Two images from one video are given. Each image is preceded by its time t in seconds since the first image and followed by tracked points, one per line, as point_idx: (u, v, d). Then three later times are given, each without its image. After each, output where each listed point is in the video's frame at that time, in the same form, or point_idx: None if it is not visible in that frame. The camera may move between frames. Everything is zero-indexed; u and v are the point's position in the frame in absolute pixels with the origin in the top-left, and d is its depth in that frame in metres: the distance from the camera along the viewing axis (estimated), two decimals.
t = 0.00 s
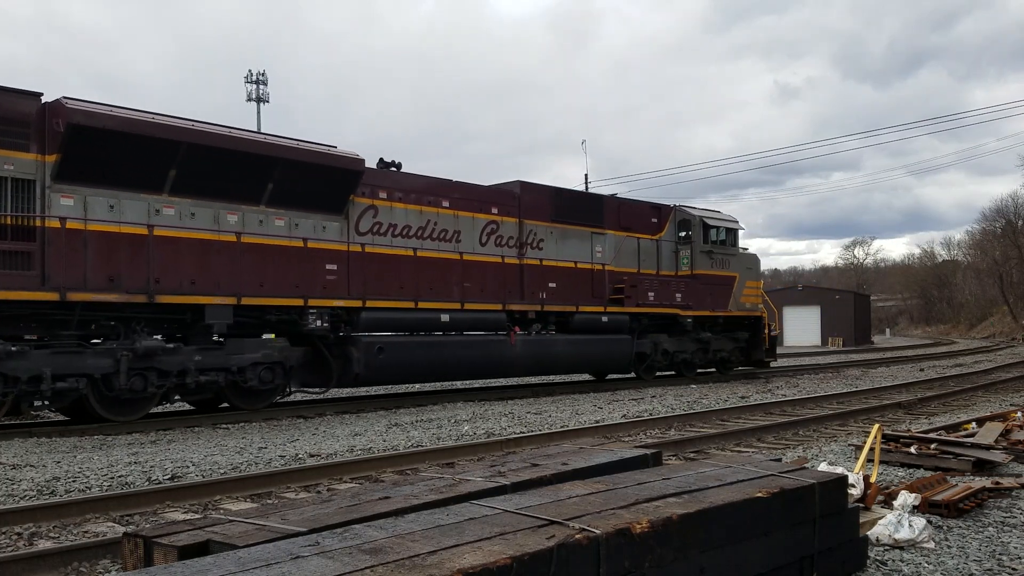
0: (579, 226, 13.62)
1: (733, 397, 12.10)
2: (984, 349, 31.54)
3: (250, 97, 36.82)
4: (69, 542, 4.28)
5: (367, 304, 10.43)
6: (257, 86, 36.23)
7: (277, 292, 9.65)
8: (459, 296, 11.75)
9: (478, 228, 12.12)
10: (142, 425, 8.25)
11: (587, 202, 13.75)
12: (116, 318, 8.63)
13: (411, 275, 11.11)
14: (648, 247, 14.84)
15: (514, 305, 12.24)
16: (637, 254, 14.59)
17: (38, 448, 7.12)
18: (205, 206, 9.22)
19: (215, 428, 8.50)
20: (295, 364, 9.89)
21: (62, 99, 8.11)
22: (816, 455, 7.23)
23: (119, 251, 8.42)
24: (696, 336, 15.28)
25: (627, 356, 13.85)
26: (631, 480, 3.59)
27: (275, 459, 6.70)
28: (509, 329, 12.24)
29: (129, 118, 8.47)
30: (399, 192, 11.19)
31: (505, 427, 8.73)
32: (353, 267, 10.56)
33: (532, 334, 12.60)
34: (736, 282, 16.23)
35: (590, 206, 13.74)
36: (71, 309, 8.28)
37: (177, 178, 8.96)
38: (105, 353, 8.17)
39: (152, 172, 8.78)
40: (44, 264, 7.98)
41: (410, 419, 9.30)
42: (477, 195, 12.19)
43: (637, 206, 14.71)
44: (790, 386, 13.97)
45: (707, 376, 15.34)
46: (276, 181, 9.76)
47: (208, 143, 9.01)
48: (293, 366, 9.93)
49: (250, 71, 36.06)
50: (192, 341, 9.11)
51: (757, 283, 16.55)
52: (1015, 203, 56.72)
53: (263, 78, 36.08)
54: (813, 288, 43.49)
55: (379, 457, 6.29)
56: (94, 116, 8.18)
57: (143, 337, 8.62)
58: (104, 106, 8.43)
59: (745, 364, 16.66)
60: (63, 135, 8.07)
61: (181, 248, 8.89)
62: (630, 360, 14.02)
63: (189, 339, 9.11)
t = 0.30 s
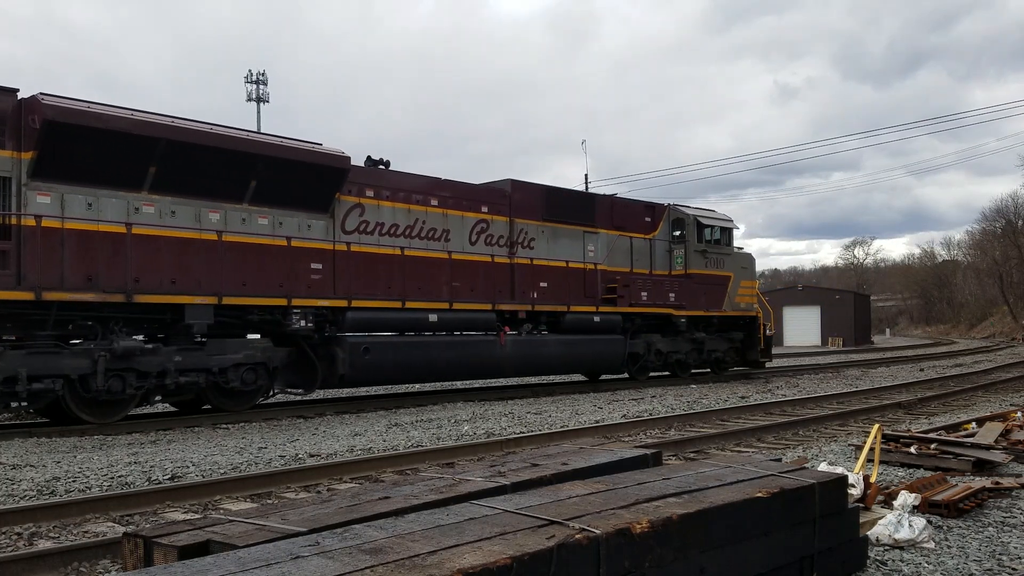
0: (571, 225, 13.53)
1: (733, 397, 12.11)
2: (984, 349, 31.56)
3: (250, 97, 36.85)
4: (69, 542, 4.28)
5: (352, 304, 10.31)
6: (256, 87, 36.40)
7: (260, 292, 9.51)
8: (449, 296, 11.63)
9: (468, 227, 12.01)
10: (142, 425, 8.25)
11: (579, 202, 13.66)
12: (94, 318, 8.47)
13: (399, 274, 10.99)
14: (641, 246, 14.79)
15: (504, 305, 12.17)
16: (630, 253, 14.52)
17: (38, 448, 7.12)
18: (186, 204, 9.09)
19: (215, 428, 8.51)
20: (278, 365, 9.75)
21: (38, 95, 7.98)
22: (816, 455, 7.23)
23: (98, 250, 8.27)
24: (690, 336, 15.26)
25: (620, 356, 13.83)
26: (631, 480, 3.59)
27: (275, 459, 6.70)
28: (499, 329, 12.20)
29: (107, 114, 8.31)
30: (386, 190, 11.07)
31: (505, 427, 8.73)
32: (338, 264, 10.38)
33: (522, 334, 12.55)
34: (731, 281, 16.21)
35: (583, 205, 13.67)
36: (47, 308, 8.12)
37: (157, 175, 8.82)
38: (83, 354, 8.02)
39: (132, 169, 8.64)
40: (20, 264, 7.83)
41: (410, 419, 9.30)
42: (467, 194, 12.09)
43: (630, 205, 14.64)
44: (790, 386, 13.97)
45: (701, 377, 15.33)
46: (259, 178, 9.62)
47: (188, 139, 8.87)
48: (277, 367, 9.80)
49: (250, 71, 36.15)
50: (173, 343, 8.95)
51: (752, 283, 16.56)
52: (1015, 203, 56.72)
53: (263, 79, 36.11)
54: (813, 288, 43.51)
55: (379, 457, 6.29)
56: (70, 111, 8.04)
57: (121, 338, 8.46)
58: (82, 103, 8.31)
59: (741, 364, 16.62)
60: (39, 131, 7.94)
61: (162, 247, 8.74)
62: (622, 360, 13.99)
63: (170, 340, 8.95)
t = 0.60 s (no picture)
0: (564, 224, 13.50)
1: (733, 397, 12.11)
2: (984, 349, 31.58)
3: (250, 97, 36.89)
4: (69, 542, 4.28)
5: (339, 304, 10.25)
6: (256, 86, 36.52)
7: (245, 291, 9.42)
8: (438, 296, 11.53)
9: (459, 226, 11.93)
10: (142, 425, 8.25)
11: (571, 200, 13.60)
12: (74, 318, 8.37)
13: (388, 273, 10.91)
14: (635, 246, 14.77)
15: (495, 305, 12.11)
16: (623, 253, 14.48)
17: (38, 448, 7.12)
18: (169, 202, 8.98)
19: (215, 428, 8.50)
20: (263, 365, 9.67)
21: (17, 91, 7.87)
22: (816, 455, 7.23)
23: (79, 248, 8.14)
24: (685, 336, 15.24)
25: (613, 356, 13.78)
26: (631, 480, 3.59)
27: (275, 459, 6.70)
28: (490, 329, 12.14)
29: (86, 111, 8.20)
30: (375, 188, 10.99)
31: (504, 427, 8.73)
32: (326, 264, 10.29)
33: (514, 334, 12.49)
34: (726, 281, 16.21)
35: (575, 205, 13.64)
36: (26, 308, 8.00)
37: (139, 173, 8.71)
38: (63, 354, 7.94)
39: (113, 166, 8.54)
40: None
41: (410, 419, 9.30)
42: (458, 193, 12.01)
43: (624, 205, 14.61)
44: (790, 386, 13.97)
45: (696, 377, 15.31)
46: (244, 176, 9.52)
47: (171, 136, 8.76)
48: (262, 368, 9.73)
49: (249, 71, 36.16)
50: (155, 343, 8.87)
51: (748, 282, 16.58)
52: (1015, 202, 56.71)
53: (263, 78, 36.13)
54: (813, 288, 43.54)
55: (379, 457, 6.29)
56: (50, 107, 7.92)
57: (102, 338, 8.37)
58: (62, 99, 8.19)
59: (736, 364, 16.64)
60: (18, 128, 7.83)
61: (144, 246, 8.63)
62: (616, 361, 13.94)
63: (152, 341, 8.86)
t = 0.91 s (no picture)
0: (557, 223, 13.47)
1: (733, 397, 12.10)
2: (984, 350, 31.59)
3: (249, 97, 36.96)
4: (69, 542, 4.28)
5: (328, 304, 10.13)
6: (256, 86, 36.68)
7: (231, 291, 9.31)
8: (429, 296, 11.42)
9: (450, 225, 11.87)
10: (141, 425, 8.24)
11: (563, 200, 13.56)
12: (56, 318, 8.26)
13: (378, 273, 10.82)
14: (629, 245, 14.73)
15: (487, 305, 12.07)
16: (617, 253, 14.45)
17: (38, 448, 7.12)
18: (154, 200, 8.88)
19: (215, 428, 8.50)
20: (250, 366, 9.58)
21: None
22: (816, 455, 7.23)
23: (61, 248, 8.04)
24: (680, 337, 15.21)
25: (607, 356, 13.75)
26: (631, 480, 3.59)
27: (275, 459, 6.70)
28: (482, 329, 12.11)
29: (66, 109, 8.12)
30: (364, 187, 10.92)
31: (504, 427, 8.73)
32: (315, 263, 10.20)
33: (507, 334, 12.44)
34: (722, 281, 16.22)
35: (568, 204, 13.61)
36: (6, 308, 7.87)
37: (122, 171, 8.63)
38: (44, 355, 7.85)
39: (96, 165, 8.46)
40: None
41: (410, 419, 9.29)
42: (449, 192, 11.96)
43: (618, 204, 14.59)
44: (790, 386, 13.97)
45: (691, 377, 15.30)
46: (229, 175, 9.44)
47: (153, 134, 8.69)
48: (249, 369, 9.64)
49: (249, 71, 36.20)
50: (139, 344, 8.76)
51: (744, 282, 16.60)
52: (1015, 203, 56.71)
53: (263, 79, 36.19)
54: (813, 287, 43.54)
55: (379, 457, 6.29)
56: (31, 105, 7.85)
57: (85, 338, 8.25)
58: (43, 96, 8.11)
59: (732, 365, 16.65)
60: None
61: (127, 245, 8.53)
62: (610, 361, 13.91)
63: (136, 341, 8.75)
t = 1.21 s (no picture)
0: (551, 223, 13.46)
1: (733, 397, 12.11)
2: (985, 350, 31.59)
3: (250, 97, 36.96)
4: (69, 542, 4.28)
5: (316, 303, 10.07)
6: (256, 86, 36.70)
7: (218, 290, 9.22)
8: (420, 295, 11.36)
9: (441, 224, 11.83)
10: (141, 425, 8.24)
11: (556, 198, 13.54)
12: (38, 317, 8.19)
13: (368, 273, 10.76)
14: (624, 245, 14.70)
15: (479, 304, 12.02)
16: (612, 252, 14.43)
17: (37, 448, 7.12)
18: (140, 198, 8.83)
19: (215, 429, 8.50)
20: (236, 366, 9.49)
21: None
22: (816, 455, 7.23)
23: (44, 246, 7.93)
24: (675, 336, 15.21)
25: (600, 357, 13.73)
26: (631, 480, 3.59)
27: (275, 459, 6.70)
28: (474, 329, 12.08)
29: (49, 105, 8.05)
30: (354, 185, 10.89)
31: (504, 427, 8.73)
32: (304, 262, 10.12)
33: (499, 334, 12.41)
34: (718, 280, 16.21)
35: (561, 203, 13.58)
36: None
37: (107, 168, 8.57)
38: (25, 356, 7.78)
39: (80, 162, 8.40)
40: None
41: (410, 419, 9.30)
42: (441, 190, 11.93)
43: (613, 203, 14.57)
44: (790, 386, 13.97)
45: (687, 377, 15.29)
46: (216, 172, 9.36)
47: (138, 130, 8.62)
48: (236, 369, 9.54)
49: (249, 71, 36.27)
50: (123, 343, 8.70)
51: (741, 282, 16.60)
52: (1014, 202, 56.71)
53: (263, 79, 36.21)
54: (812, 287, 43.54)
55: (379, 457, 6.29)
56: (12, 101, 7.79)
57: (68, 338, 8.19)
58: (26, 93, 8.04)
59: (728, 365, 16.66)
60: None
61: (112, 244, 8.43)
62: (603, 362, 13.89)
63: (120, 341, 8.70)
